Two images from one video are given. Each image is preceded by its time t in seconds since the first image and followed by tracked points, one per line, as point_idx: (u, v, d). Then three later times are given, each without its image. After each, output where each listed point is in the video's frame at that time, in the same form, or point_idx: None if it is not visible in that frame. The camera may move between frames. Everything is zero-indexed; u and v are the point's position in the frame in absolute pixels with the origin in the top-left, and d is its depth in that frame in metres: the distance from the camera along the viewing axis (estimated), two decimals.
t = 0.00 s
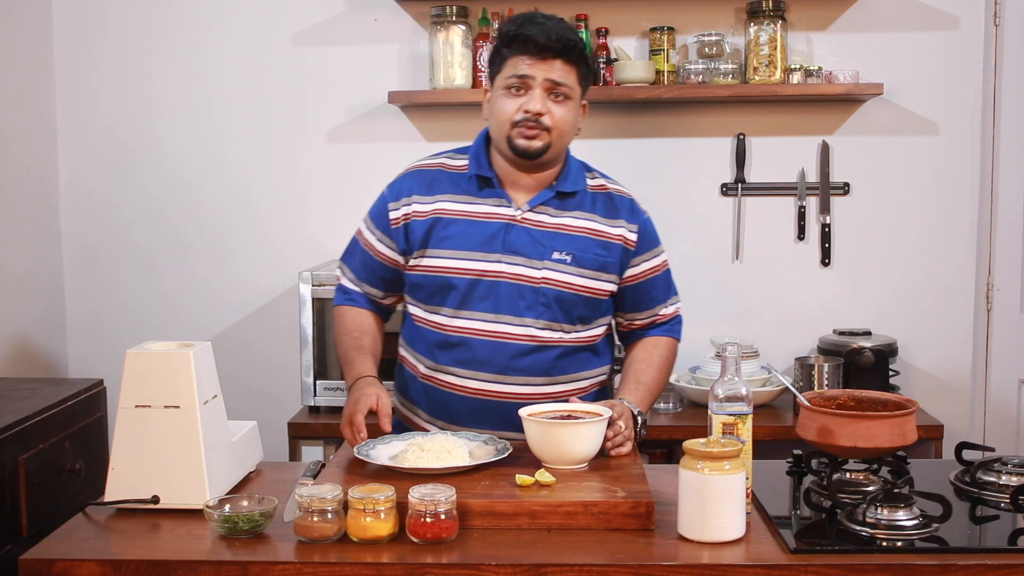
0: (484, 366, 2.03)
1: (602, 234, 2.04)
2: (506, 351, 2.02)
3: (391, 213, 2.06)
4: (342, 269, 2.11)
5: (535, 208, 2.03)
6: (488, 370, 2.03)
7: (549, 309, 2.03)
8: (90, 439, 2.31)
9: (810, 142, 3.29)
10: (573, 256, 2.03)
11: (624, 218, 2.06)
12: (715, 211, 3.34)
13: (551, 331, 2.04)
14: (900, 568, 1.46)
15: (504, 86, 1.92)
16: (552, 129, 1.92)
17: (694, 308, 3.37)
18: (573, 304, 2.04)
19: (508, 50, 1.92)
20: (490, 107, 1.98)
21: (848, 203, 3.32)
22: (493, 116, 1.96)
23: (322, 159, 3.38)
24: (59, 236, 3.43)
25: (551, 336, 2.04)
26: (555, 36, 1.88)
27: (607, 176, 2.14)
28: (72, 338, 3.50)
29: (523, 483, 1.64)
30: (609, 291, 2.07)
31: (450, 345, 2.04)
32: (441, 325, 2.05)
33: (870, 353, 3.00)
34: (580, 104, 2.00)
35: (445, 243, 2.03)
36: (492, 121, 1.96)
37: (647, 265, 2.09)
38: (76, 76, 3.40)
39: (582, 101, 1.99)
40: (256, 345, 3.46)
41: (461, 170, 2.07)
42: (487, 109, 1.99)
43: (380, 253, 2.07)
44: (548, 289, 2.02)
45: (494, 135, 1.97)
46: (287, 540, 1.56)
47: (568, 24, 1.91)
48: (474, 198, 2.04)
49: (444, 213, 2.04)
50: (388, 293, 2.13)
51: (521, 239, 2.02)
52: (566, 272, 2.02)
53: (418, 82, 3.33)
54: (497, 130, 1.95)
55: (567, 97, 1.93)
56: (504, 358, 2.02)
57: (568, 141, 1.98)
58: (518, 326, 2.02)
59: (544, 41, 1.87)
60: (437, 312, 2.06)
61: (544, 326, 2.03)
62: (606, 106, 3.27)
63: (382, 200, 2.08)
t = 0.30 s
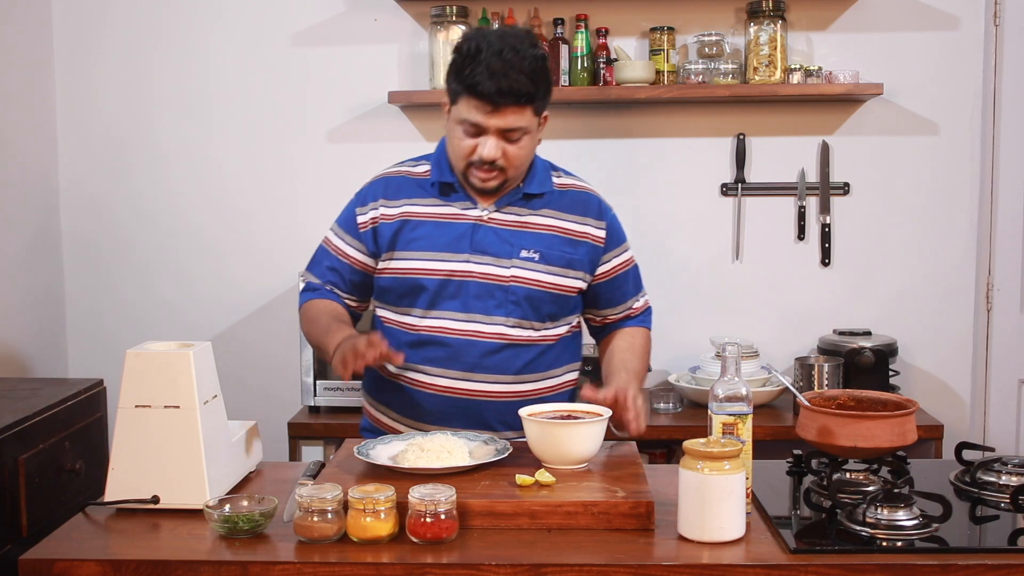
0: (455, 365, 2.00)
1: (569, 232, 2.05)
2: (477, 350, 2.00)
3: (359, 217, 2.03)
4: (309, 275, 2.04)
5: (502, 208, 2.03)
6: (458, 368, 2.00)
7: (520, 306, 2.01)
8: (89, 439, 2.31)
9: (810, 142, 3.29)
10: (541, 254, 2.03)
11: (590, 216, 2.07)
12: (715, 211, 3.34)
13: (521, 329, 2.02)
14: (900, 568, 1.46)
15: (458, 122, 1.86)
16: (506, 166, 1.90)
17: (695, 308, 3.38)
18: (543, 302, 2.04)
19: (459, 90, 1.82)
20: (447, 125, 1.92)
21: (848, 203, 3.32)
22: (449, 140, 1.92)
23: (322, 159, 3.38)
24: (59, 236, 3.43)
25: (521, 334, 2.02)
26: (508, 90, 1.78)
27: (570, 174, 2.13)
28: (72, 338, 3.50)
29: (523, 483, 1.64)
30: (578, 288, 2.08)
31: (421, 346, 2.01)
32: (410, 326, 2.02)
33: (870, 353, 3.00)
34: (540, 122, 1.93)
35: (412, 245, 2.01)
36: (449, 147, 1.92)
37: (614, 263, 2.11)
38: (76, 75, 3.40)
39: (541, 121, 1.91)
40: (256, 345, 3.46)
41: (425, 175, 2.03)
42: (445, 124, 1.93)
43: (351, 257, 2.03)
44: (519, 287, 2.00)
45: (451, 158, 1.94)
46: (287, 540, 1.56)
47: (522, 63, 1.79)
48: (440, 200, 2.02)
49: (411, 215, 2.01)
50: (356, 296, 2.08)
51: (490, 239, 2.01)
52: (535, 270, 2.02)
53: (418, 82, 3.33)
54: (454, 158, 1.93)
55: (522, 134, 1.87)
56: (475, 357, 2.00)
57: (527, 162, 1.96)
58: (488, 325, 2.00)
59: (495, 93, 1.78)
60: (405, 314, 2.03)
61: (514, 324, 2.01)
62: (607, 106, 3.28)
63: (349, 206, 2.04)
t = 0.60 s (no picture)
0: (437, 367, 2.08)
1: (547, 232, 2.12)
2: (458, 351, 2.08)
3: (338, 223, 2.08)
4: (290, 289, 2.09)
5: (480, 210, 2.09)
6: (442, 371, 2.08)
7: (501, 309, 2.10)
8: (90, 439, 2.31)
9: (810, 142, 3.29)
10: (519, 255, 2.10)
11: (566, 215, 2.14)
12: (716, 211, 3.34)
13: (501, 329, 2.10)
14: (900, 568, 1.46)
15: (439, 112, 1.92)
16: (492, 153, 1.93)
17: (695, 308, 3.38)
18: (522, 304, 2.11)
19: (440, 78, 1.91)
20: (426, 124, 1.98)
21: (848, 203, 3.32)
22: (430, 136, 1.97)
23: (322, 159, 3.38)
24: (59, 235, 3.43)
25: (502, 334, 2.10)
26: (490, 67, 1.87)
27: (545, 174, 2.19)
28: (72, 339, 3.50)
29: (523, 483, 1.64)
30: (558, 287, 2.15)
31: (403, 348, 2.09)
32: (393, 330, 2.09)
33: (870, 353, 3.00)
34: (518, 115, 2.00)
35: (392, 249, 2.07)
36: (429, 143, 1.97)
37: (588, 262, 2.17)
38: (76, 75, 3.40)
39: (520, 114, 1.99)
40: (256, 345, 3.46)
41: (402, 179, 2.10)
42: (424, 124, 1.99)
43: (332, 265, 2.08)
44: (498, 289, 2.08)
45: (432, 155, 1.98)
46: (287, 539, 1.56)
47: (500, 47, 1.90)
48: (419, 203, 2.09)
49: (390, 219, 2.08)
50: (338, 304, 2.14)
51: (468, 241, 2.08)
52: (515, 270, 2.09)
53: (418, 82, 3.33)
54: (435, 153, 1.96)
55: (504, 120, 1.93)
56: (457, 359, 2.08)
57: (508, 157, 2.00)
58: (470, 326, 2.08)
59: (478, 74, 1.86)
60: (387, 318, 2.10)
61: (495, 325, 2.09)
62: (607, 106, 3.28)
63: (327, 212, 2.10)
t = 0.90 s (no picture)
0: (428, 375, 2.20)
1: (531, 236, 2.21)
2: (448, 359, 2.20)
3: (328, 231, 2.18)
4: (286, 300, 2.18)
5: (466, 216, 2.19)
6: (433, 378, 2.21)
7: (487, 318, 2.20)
8: (90, 439, 2.31)
9: (810, 142, 3.29)
10: (505, 260, 2.19)
11: (550, 217, 2.23)
12: (716, 211, 3.34)
13: (489, 336, 2.21)
14: (899, 568, 1.46)
15: (425, 101, 2.06)
16: (476, 138, 2.06)
17: (695, 308, 3.38)
18: (508, 310, 2.22)
19: (426, 65, 2.05)
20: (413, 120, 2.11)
21: (848, 203, 3.32)
22: (416, 129, 2.09)
23: (322, 159, 3.38)
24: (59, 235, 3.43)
25: (490, 342, 2.22)
26: (473, 48, 2.02)
27: (531, 177, 2.30)
28: (72, 338, 3.50)
29: (523, 483, 1.64)
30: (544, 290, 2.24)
31: (395, 355, 2.20)
32: (383, 337, 2.20)
33: (870, 353, 3.00)
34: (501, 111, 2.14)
35: (381, 256, 2.17)
36: (416, 135, 2.09)
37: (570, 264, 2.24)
38: (76, 75, 3.40)
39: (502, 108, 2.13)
40: (256, 345, 3.46)
41: (390, 185, 2.21)
42: (409, 122, 2.12)
43: (323, 273, 2.18)
44: (485, 294, 2.18)
45: (418, 148, 2.10)
46: (287, 539, 1.56)
47: (483, 36, 2.05)
48: (406, 210, 2.19)
49: (378, 227, 2.18)
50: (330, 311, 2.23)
51: (455, 248, 2.18)
52: (500, 276, 2.19)
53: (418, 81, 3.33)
54: (421, 143, 2.08)
55: (488, 107, 2.06)
56: (447, 367, 2.20)
57: (492, 149, 2.13)
58: (459, 333, 2.19)
59: (462, 54, 2.01)
60: (377, 324, 2.21)
61: (483, 331, 2.20)
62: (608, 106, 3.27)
63: (316, 220, 2.19)
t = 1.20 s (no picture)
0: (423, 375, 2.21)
1: (524, 233, 2.21)
2: (442, 360, 2.20)
3: (321, 233, 2.17)
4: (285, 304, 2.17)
5: (458, 216, 2.19)
6: (428, 378, 2.21)
7: (480, 317, 2.20)
8: (90, 439, 2.31)
9: (810, 142, 3.29)
10: (498, 259, 2.19)
11: (541, 213, 2.23)
12: (716, 212, 3.34)
13: (483, 335, 2.22)
14: (899, 568, 1.46)
15: (416, 99, 2.06)
16: (469, 135, 2.06)
17: (695, 308, 3.38)
18: (502, 309, 2.22)
19: (416, 64, 2.05)
20: (404, 120, 2.11)
21: (848, 203, 3.32)
22: (407, 128, 2.09)
23: (322, 159, 3.38)
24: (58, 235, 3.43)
25: (485, 341, 2.22)
26: (463, 44, 2.02)
27: (522, 174, 2.29)
28: (72, 339, 3.49)
29: (523, 483, 1.64)
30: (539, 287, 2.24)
31: (390, 356, 2.21)
32: (377, 338, 2.20)
33: (870, 353, 3.00)
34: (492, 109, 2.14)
35: (374, 257, 2.18)
36: (407, 135, 2.09)
37: (565, 259, 2.24)
38: (76, 75, 3.40)
39: (494, 105, 2.13)
40: (256, 345, 3.46)
41: (382, 186, 2.21)
42: (401, 122, 2.12)
43: (318, 275, 2.17)
44: (478, 294, 2.19)
45: (411, 147, 2.10)
46: (287, 539, 1.56)
47: (471, 32, 2.06)
48: (398, 211, 2.19)
49: (370, 229, 2.18)
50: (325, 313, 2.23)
51: (448, 248, 2.19)
52: (493, 274, 2.19)
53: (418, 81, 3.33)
54: (413, 142, 2.08)
55: (479, 104, 2.07)
56: (442, 367, 2.21)
57: (484, 147, 2.13)
58: (453, 333, 2.20)
59: (451, 50, 2.02)
60: (371, 326, 2.21)
61: (477, 331, 2.20)
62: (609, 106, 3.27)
63: (309, 223, 2.18)
